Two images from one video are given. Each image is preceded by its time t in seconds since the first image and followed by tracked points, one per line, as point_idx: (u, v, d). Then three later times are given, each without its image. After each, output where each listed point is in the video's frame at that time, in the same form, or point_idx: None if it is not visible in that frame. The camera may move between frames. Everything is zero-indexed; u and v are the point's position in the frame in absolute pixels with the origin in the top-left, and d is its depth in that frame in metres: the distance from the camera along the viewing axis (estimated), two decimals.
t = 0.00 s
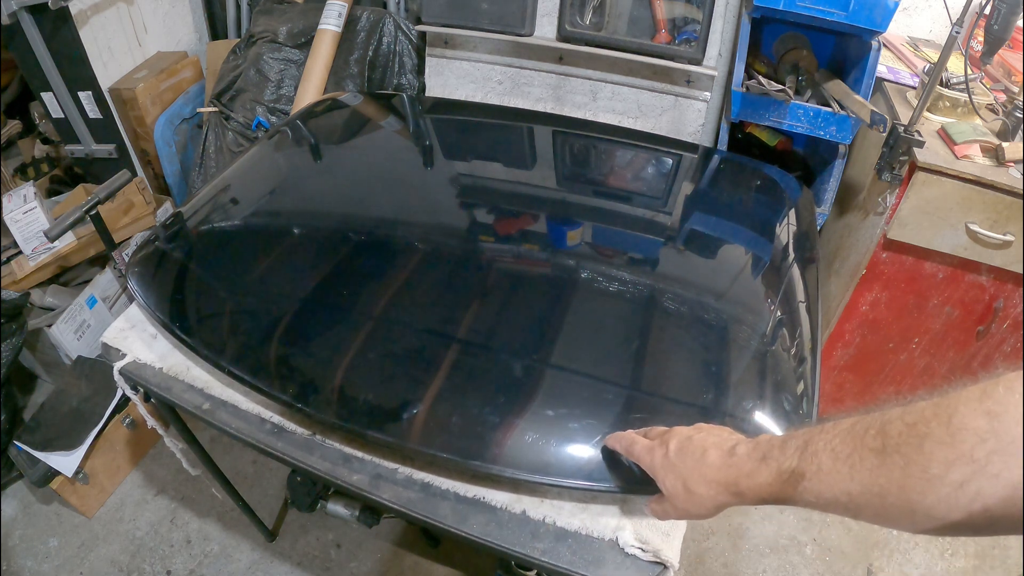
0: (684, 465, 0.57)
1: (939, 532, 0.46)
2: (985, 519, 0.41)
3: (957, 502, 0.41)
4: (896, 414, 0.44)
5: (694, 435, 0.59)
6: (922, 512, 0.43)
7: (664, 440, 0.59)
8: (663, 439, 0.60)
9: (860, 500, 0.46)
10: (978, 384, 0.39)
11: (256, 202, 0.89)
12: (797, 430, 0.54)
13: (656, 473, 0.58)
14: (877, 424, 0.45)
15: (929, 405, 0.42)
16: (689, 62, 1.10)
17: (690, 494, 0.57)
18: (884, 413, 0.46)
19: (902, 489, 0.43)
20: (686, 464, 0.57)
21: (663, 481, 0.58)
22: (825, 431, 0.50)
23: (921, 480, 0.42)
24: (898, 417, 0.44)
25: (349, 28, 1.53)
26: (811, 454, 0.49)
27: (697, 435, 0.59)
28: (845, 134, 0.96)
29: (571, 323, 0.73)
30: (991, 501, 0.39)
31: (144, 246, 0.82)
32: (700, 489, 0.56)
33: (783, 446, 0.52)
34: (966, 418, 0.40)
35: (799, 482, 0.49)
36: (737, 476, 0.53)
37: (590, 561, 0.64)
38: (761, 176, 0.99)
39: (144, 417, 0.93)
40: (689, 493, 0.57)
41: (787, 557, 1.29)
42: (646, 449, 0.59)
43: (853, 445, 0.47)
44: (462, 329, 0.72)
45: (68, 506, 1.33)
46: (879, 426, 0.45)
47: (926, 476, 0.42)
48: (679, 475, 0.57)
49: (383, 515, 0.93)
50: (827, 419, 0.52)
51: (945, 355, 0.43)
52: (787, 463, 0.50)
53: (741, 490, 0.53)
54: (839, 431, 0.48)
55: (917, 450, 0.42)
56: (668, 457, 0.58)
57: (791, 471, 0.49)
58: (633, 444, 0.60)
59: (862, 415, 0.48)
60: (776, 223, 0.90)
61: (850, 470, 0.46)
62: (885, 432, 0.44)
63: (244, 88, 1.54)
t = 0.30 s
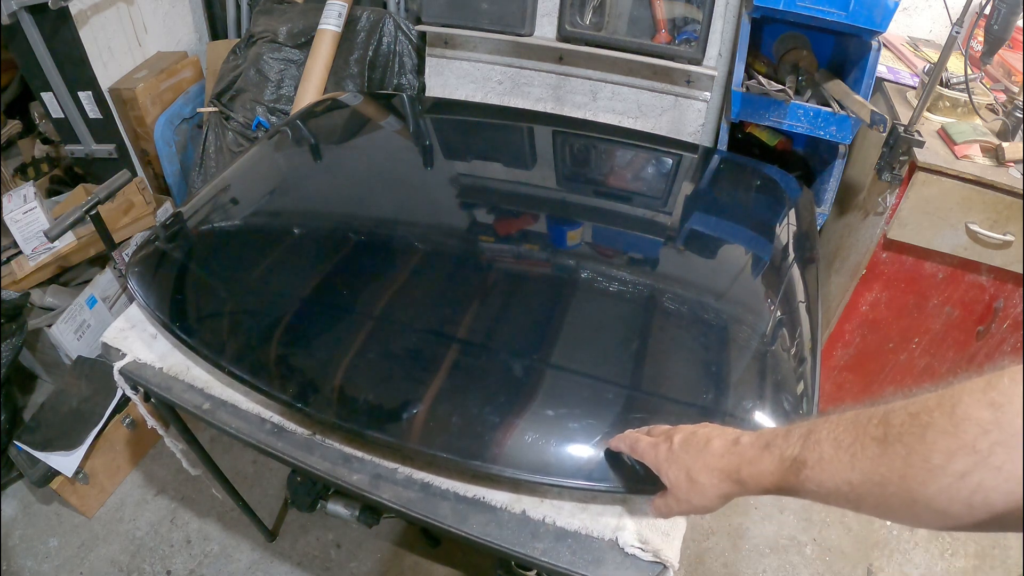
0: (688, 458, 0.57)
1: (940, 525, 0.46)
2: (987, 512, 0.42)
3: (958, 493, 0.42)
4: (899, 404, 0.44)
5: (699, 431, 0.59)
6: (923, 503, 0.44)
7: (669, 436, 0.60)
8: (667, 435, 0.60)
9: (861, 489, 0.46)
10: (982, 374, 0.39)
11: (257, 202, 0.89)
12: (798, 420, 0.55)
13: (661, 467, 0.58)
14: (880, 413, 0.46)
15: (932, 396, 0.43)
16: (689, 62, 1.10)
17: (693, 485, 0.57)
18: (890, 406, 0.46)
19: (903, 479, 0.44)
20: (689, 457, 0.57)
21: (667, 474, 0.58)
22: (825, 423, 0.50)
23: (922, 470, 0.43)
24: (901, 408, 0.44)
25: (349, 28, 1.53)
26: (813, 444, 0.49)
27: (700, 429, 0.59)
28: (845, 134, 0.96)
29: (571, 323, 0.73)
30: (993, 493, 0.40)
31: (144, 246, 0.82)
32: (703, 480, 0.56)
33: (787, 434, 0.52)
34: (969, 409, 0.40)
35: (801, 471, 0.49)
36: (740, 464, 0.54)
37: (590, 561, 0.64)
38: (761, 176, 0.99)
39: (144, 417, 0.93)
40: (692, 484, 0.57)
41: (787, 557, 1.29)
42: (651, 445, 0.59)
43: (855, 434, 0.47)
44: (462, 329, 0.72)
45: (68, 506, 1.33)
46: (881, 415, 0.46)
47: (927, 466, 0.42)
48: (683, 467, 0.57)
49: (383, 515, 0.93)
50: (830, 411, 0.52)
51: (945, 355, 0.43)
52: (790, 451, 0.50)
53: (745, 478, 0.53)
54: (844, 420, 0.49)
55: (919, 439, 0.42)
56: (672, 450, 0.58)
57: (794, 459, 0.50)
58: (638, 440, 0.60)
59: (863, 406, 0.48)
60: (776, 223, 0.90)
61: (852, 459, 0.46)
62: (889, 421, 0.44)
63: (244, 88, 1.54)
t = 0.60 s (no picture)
0: (684, 456, 0.58)
1: (955, 541, 0.47)
2: (1001, 531, 0.43)
3: (977, 508, 0.43)
4: (915, 414, 0.45)
5: (697, 427, 0.60)
6: (937, 517, 0.45)
7: (664, 432, 0.60)
8: (662, 431, 0.60)
9: (873, 499, 0.48)
10: (1004, 385, 0.38)
11: (256, 202, 0.89)
12: (809, 423, 0.56)
13: (655, 464, 0.59)
14: (896, 422, 0.46)
15: (953, 405, 0.42)
16: (689, 62, 1.10)
17: (690, 484, 0.57)
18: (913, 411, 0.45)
19: (919, 491, 0.45)
20: (686, 454, 0.58)
21: (661, 472, 0.59)
22: (839, 427, 0.51)
23: (939, 484, 0.44)
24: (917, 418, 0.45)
25: (349, 28, 1.53)
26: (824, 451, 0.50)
27: (700, 427, 0.60)
28: (845, 134, 0.96)
29: (571, 323, 0.73)
30: (1013, 510, 0.41)
31: (143, 246, 0.82)
32: (702, 480, 0.56)
33: (794, 439, 0.54)
34: (992, 421, 0.40)
35: (808, 477, 0.51)
36: (741, 465, 0.55)
37: (590, 561, 0.64)
38: (761, 176, 0.99)
39: (144, 417, 0.93)
40: (689, 483, 0.57)
41: (787, 557, 1.28)
42: (644, 441, 0.60)
43: (870, 441, 0.48)
44: (462, 329, 0.72)
45: (68, 506, 1.33)
46: (898, 424, 0.46)
47: (945, 479, 0.44)
48: (679, 465, 0.58)
49: (383, 515, 0.93)
50: (839, 415, 0.53)
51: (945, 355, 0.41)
52: (797, 456, 0.52)
53: (744, 480, 0.54)
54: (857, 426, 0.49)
55: (938, 451, 0.43)
56: (667, 446, 0.59)
57: (801, 464, 0.51)
58: (630, 435, 0.61)
59: (878, 414, 0.49)
60: (776, 223, 0.90)
61: (865, 467, 0.48)
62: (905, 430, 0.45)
63: (244, 88, 1.54)
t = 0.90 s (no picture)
0: (688, 463, 0.57)
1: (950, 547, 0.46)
2: (994, 538, 0.43)
3: (968, 517, 0.42)
4: (909, 426, 0.44)
5: (700, 435, 0.59)
6: (932, 527, 0.45)
7: (668, 437, 0.60)
8: (667, 436, 0.60)
9: (869, 511, 0.47)
10: (990, 396, 0.38)
11: (256, 202, 0.89)
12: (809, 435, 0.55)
13: (658, 469, 0.58)
14: (891, 434, 0.45)
15: (945, 417, 0.41)
16: (689, 62, 1.10)
17: (692, 492, 0.56)
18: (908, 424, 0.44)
19: (914, 502, 0.44)
20: (690, 463, 0.57)
21: (665, 478, 0.58)
22: (835, 440, 0.50)
23: (933, 495, 0.43)
24: (912, 430, 0.44)
25: (349, 28, 1.53)
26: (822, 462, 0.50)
27: (704, 434, 0.59)
28: (845, 134, 0.96)
29: (571, 323, 0.73)
30: (1005, 519, 0.41)
31: (143, 246, 0.82)
32: (703, 489, 0.56)
33: (792, 452, 0.53)
34: (983, 434, 0.39)
35: (806, 489, 0.50)
36: (743, 479, 0.54)
37: (589, 561, 0.64)
38: (761, 176, 0.99)
39: (144, 417, 0.93)
40: (692, 491, 0.56)
41: (787, 557, 1.28)
42: (648, 445, 0.59)
43: (866, 454, 0.47)
44: (462, 329, 0.72)
45: (68, 506, 1.33)
46: (892, 436, 0.46)
47: (939, 490, 0.43)
48: (682, 473, 0.57)
49: (383, 515, 0.93)
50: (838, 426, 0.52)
51: (945, 354, 0.42)
52: (794, 468, 0.51)
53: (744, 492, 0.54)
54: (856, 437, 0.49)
55: (931, 463, 0.43)
56: (672, 453, 0.58)
57: (799, 477, 0.50)
58: (635, 436, 0.61)
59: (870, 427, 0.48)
60: (776, 223, 0.89)
61: (861, 480, 0.47)
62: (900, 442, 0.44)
63: (244, 88, 1.54)
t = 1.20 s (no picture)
0: (698, 467, 0.57)
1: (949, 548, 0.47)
2: (995, 539, 0.43)
3: (969, 518, 0.43)
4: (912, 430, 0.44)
5: (711, 439, 0.59)
6: (934, 529, 0.45)
7: (680, 440, 0.59)
8: (678, 439, 0.59)
9: (873, 515, 0.47)
10: (994, 403, 0.37)
11: (256, 202, 0.89)
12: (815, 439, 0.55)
13: (669, 471, 0.58)
14: (894, 439, 0.46)
15: (946, 422, 0.42)
16: (689, 62, 1.10)
17: (701, 495, 0.57)
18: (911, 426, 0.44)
19: (915, 504, 0.44)
20: (701, 467, 0.57)
21: (675, 481, 0.58)
22: (840, 444, 0.50)
23: (933, 497, 0.44)
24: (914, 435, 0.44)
25: (349, 28, 1.53)
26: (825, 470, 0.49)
27: (715, 439, 0.58)
28: (845, 134, 0.96)
29: (571, 323, 0.73)
30: (1002, 520, 0.41)
31: (143, 246, 0.82)
32: (711, 492, 0.56)
33: (799, 456, 0.52)
34: (982, 437, 0.40)
35: (811, 493, 0.50)
36: (751, 484, 0.54)
37: (589, 561, 0.64)
38: (761, 176, 0.99)
39: (144, 417, 0.93)
40: (701, 494, 0.56)
41: (787, 557, 1.28)
42: (660, 446, 0.59)
43: (869, 459, 0.47)
44: (462, 330, 0.72)
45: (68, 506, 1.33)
46: (895, 441, 0.46)
47: (939, 492, 0.43)
48: (692, 476, 0.57)
49: (383, 515, 0.93)
50: (845, 431, 0.53)
51: (946, 354, 0.42)
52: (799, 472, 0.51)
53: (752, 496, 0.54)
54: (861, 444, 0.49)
55: (932, 467, 0.43)
56: (683, 457, 0.58)
57: (804, 481, 0.50)
58: (647, 437, 0.60)
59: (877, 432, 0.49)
60: (776, 223, 0.89)
61: (864, 483, 0.47)
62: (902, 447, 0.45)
63: (244, 88, 1.54)
